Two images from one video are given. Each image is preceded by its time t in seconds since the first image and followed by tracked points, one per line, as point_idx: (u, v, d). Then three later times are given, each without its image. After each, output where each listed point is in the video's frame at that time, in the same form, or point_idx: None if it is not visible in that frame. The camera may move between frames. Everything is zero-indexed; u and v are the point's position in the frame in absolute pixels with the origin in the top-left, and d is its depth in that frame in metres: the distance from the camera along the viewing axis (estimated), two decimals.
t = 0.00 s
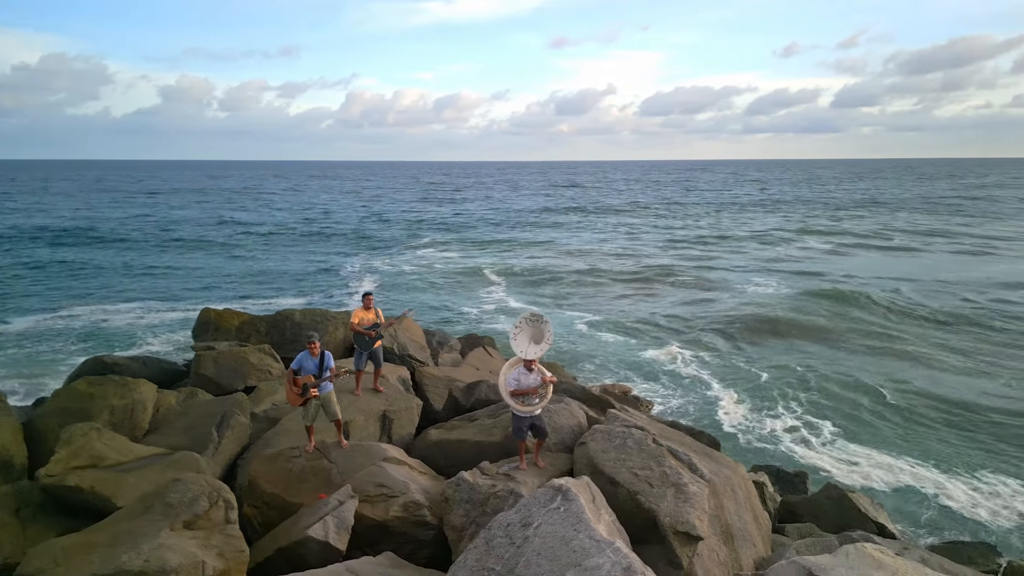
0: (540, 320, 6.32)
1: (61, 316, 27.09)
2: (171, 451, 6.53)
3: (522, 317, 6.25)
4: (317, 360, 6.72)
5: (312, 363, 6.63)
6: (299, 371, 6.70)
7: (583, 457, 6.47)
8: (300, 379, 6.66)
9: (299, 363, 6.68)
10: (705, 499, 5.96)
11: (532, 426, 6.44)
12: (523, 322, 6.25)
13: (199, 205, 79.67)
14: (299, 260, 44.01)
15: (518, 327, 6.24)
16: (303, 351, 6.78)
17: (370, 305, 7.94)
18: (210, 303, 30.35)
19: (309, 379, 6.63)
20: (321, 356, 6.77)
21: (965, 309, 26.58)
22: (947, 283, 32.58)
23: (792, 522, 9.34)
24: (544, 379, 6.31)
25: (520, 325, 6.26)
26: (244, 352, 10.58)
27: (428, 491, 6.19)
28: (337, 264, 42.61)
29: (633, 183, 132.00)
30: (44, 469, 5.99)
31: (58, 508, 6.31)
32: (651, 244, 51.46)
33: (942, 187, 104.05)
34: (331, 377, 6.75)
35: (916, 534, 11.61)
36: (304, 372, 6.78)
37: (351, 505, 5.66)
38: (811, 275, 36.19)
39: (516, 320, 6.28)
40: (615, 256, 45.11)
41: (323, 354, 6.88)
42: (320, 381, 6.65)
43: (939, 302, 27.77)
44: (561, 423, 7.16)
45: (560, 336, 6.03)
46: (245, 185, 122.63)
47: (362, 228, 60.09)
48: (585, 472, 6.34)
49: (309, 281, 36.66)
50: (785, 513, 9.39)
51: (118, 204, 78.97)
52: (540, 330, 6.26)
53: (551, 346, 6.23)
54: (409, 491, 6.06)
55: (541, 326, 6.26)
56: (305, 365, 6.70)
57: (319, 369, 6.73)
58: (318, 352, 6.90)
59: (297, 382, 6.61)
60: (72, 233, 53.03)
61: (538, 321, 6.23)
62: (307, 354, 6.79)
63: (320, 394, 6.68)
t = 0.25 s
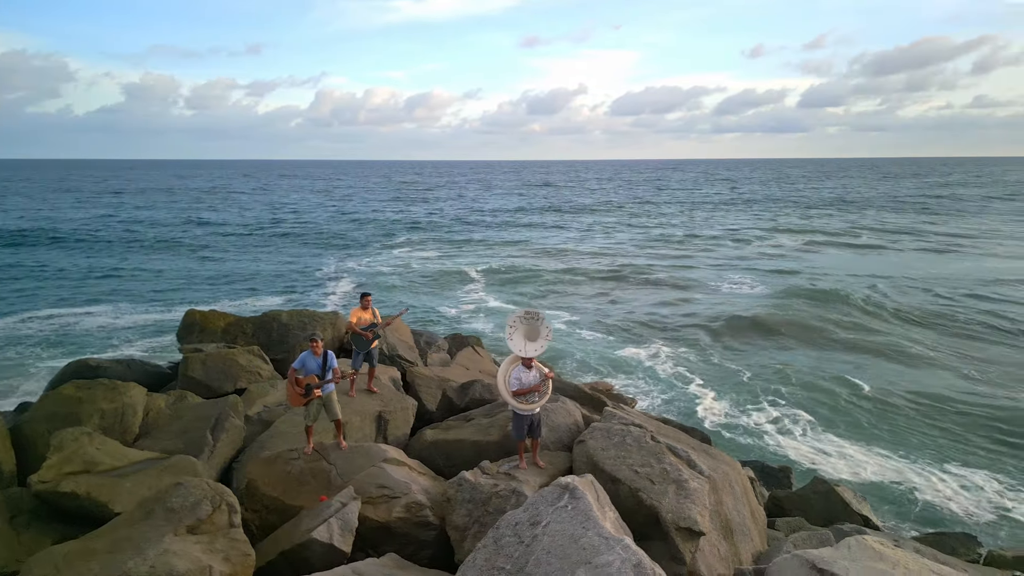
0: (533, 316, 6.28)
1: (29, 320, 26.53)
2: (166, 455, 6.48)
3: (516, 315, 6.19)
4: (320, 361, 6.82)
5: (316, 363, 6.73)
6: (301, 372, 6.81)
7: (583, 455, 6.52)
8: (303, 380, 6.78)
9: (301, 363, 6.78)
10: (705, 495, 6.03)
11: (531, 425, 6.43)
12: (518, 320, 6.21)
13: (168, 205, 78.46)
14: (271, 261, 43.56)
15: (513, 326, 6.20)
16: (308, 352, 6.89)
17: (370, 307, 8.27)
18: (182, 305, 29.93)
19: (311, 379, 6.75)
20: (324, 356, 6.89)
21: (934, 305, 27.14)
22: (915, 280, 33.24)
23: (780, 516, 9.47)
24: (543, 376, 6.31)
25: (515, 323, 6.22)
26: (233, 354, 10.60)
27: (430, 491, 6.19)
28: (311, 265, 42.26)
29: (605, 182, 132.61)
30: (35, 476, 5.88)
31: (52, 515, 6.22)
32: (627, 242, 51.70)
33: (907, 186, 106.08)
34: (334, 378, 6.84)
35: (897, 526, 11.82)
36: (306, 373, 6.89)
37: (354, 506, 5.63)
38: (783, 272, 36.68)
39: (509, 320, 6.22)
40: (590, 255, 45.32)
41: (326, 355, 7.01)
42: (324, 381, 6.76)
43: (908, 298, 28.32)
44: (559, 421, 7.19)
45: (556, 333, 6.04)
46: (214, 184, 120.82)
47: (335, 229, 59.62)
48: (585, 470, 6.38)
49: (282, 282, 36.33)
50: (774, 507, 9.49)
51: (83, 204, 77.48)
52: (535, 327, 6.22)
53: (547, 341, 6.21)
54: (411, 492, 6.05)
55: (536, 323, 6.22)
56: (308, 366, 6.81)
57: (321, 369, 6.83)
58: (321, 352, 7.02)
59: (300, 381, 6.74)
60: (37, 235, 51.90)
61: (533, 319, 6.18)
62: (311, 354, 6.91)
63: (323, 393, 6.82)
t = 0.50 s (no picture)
0: (535, 318, 6.34)
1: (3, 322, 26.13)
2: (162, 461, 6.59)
3: (519, 316, 6.26)
4: (327, 363, 7.00)
5: (323, 365, 6.90)
6: (307, 374, 6.95)
7: (584, 453, 6.57)
8: (309, 382, 6.90)
9: (308, 364, 6.94)
10: (706, 492, 6.11)
11: (534, 425, 6.47)
12: (520, 321, 6.27)
13: (141, 205, 77.42)
14: (248, 261, 43.21)
15: (517, 327, 6.25)
16: (314, 354, 7.04)
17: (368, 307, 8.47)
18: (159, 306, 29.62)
19: (318, 381, 6.88)
20: (331, 359, 7.06)
21: (907, 302, 27.63)
22: (888, 278, 33.81)
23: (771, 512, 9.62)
24: (546, 377, 6.35)
25: (518, 324, 6.27)
26: (224, 358, 10.72)
27: (433, 492, 6.20)
28: (288, 265, 41.97)
29: (582, 180, 133.02)
30: (33, 481, 6.08)
31: (49, 520, 6.16)
32: (604, 241, 51.98)
33: (878, 184, 107.67)
34: (339, 381, 7.00)
35: (880, 519, 12.03)
36: (312, 375, 7.03)
37: (360, 507, 5.63)
38: (759, 270, 37.11)
39: (512, 320, 6.29)
40: (568, 253, 45.51)
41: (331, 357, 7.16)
42: (330, 384, 6.90)
43: (883, 295, 28.81)
44: (558, 420, 7.24)
45: (559, 333, 6.10)
46: (187, 183, 119.18)
47: (312, 228, 59.25)
48: (586, 469, 6.43)
49: (260, 282, 36.08)
50: (766, 502, 9.65)
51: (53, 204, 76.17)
52: (537, 327, 6.27)
53: (550, 342, 6.25)
54: (415, 493, 6.05)
55: (538, 323, 6.27)
56: (316, 368, 6.96)
57: (328, 372, 7.01)
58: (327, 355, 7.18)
59: (306, 384, 6.85)
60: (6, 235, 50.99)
61: (536, 319, 6.24)
62: (317, 357, 7.07)
63: (328, 397, 6.92)
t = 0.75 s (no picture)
0: (541, 313, 6.35)
1: None
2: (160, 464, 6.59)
3: (524, 311, 6.29)
4: (331, 362, 7.00)
5: (327, 363, 6.92)
6: (311, 373, 6.94)
7: (585, 450, 6.59)
8: (314, 381, 6.89)
9: (312, 364, 6.94)
10: (708, 488, 6.16)
11: (537, 421, 6.49)
12: (526, 316, 6.29)
13: (112, 204, 76.14)
14: (224, 260, 42.70)
15: (523, 322, 6.29)
16: (319, 353, 7.05)
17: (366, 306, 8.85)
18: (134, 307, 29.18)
19: (323, 380, 6.86)
20: (335, 358, 7.07)
21: (883, 297, 28.03)
22: (863, 274, 34.28)
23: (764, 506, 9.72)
24: (552, 371, 6.39)
25: (523, 319, 6.30)
26: (216, 359, 10.65)
27: (437, 491, 6.21)
28: (265, 264, 41.54)
29: (558, 178, 133.10)
30: (29, 485, 6.04)
31: (46, 524, 6.08)
32: (583, 238, 52.13)
33: (850, 181, 109.02)
34: (343, 380, 7.00)
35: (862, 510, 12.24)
36: (317, 375, 7.03)
37: (365, 507, 5.62)
38: (737, 266, 37.44)
39: (518, 315, 6.32)
40: (548, 251, 45.56)
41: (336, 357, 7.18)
42: (335, 383, 6.90)
43: (859, 290, 29.20)
44: (557, 417, 7.26)
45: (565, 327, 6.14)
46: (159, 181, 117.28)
47: (289, 227, 58.72)
48: (588, 465, 6.45)
49: (237, 281, 35.69)
50: (758, 497, 9.76)
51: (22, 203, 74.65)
52: (542, 322, 6.29)
53: (556, 337, 6.27)
54: (419, 491, 6.04)
55: (544, 319, 6.29)
56: (320, 367, 6.96)
57: (332, 371, 7.01)
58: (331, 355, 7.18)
59: (311, 383, 6.84)
60: None
61: (541, 314, 6.26)
62: (321, 356, 7.09)
63: (332, 396, 6.93)
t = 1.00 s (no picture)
0: (545, 310, 6.39)
1: None
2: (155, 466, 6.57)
3: (528, 308, 6.33)
4: (327, 362, 7.09)
5: (322, 364, 6.99)
6: (306, 373, 7.02)
7: (582, 445, 6.63)
8: (309, 382, 6.97)
9: (307, 364, 7.02)
10: (705, 481, 6.23)
11: (536, 417, 6.53)
12: (530, 312, 6.34)
13: (78, 201, 74.59)
14: (196, 258, 42.08)
15: (526, 318, 6.34)
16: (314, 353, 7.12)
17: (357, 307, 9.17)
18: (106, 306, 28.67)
19: (319, 381, 6.98)
20: (331, 357, 7.14)
21: (856, 291, 28.47)
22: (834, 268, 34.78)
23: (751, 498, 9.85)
24: (552, 368, 6.45)
25: (527, 316, 6.35)
26: (203, 358, 10.57)
27: (436, 489, 6.22)
28: (238, 262, 41.02)
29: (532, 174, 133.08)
30: (21, 490, 6.02)
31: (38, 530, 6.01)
32: (558, 234, 52.25)
33: (820, 177, 110.52)
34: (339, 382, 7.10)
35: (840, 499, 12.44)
36: (312, 375, 7.10)
37: (367, 507, 5.63)
38: (712, 262, 37.78)
39: (522, 312, 6.37)
40: (524, 247, 45.58)
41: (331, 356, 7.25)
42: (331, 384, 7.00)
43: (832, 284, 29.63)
44: (553, 414, 7.31)
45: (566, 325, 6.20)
46: (126, 178, 115.03)
47: (261, 224, 58.02)
48: (585, 460, 6.49)
49: (210, 279, 35.21)
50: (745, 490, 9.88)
51: None
52: (546, 320, 6.33)
53: (558, 334, 6.31)
54: (420, 490, 6.04)
55: (548, 316, 6.34)
56: (315, 367, 7.04)
57: (328, 371, 7.09)
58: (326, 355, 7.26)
59: (308, 384, 6.94)
60: None
61: (545, 312, 6.30)
62: (316, 356, 7.15)
63: (328, 396, 7.01)
